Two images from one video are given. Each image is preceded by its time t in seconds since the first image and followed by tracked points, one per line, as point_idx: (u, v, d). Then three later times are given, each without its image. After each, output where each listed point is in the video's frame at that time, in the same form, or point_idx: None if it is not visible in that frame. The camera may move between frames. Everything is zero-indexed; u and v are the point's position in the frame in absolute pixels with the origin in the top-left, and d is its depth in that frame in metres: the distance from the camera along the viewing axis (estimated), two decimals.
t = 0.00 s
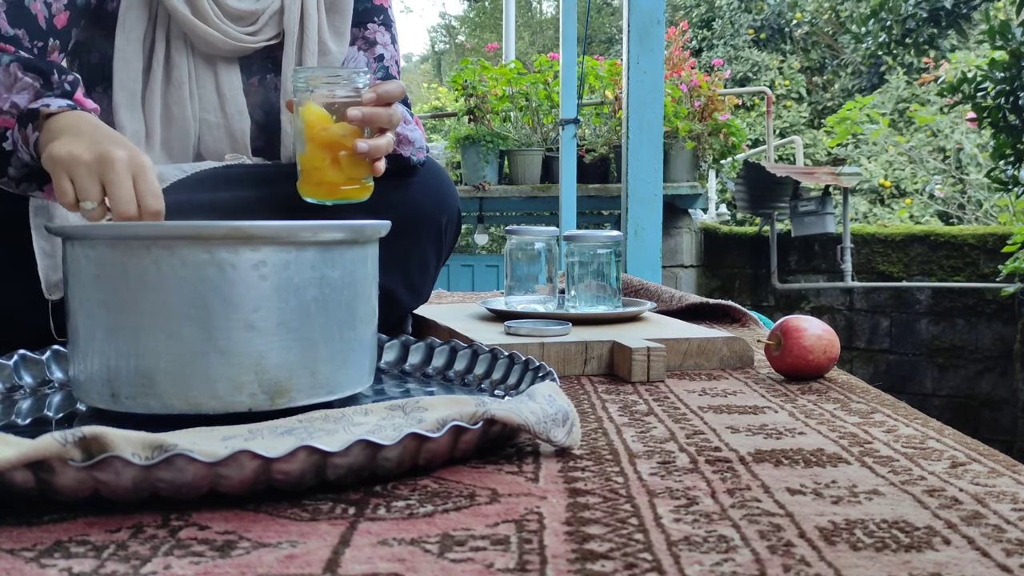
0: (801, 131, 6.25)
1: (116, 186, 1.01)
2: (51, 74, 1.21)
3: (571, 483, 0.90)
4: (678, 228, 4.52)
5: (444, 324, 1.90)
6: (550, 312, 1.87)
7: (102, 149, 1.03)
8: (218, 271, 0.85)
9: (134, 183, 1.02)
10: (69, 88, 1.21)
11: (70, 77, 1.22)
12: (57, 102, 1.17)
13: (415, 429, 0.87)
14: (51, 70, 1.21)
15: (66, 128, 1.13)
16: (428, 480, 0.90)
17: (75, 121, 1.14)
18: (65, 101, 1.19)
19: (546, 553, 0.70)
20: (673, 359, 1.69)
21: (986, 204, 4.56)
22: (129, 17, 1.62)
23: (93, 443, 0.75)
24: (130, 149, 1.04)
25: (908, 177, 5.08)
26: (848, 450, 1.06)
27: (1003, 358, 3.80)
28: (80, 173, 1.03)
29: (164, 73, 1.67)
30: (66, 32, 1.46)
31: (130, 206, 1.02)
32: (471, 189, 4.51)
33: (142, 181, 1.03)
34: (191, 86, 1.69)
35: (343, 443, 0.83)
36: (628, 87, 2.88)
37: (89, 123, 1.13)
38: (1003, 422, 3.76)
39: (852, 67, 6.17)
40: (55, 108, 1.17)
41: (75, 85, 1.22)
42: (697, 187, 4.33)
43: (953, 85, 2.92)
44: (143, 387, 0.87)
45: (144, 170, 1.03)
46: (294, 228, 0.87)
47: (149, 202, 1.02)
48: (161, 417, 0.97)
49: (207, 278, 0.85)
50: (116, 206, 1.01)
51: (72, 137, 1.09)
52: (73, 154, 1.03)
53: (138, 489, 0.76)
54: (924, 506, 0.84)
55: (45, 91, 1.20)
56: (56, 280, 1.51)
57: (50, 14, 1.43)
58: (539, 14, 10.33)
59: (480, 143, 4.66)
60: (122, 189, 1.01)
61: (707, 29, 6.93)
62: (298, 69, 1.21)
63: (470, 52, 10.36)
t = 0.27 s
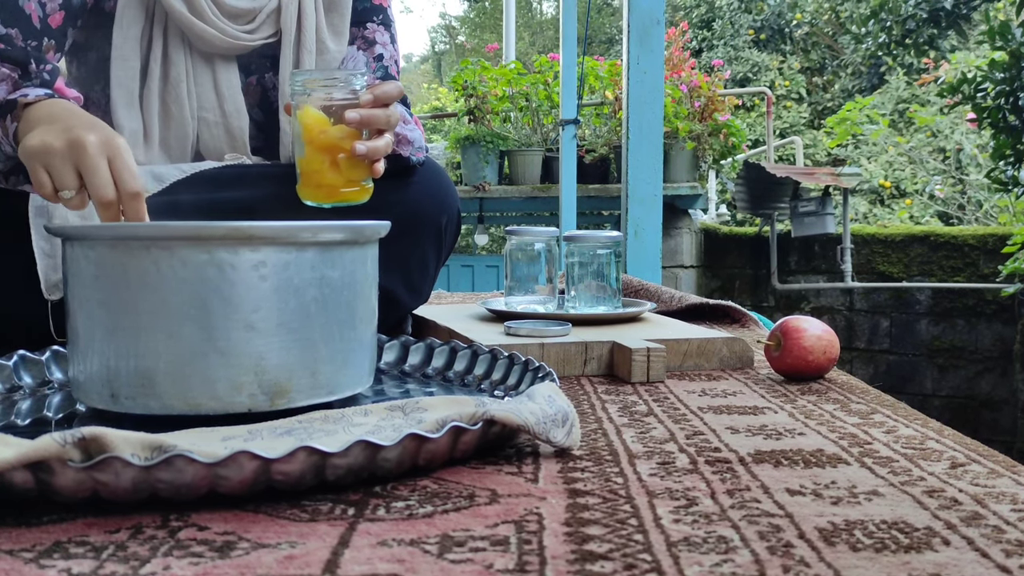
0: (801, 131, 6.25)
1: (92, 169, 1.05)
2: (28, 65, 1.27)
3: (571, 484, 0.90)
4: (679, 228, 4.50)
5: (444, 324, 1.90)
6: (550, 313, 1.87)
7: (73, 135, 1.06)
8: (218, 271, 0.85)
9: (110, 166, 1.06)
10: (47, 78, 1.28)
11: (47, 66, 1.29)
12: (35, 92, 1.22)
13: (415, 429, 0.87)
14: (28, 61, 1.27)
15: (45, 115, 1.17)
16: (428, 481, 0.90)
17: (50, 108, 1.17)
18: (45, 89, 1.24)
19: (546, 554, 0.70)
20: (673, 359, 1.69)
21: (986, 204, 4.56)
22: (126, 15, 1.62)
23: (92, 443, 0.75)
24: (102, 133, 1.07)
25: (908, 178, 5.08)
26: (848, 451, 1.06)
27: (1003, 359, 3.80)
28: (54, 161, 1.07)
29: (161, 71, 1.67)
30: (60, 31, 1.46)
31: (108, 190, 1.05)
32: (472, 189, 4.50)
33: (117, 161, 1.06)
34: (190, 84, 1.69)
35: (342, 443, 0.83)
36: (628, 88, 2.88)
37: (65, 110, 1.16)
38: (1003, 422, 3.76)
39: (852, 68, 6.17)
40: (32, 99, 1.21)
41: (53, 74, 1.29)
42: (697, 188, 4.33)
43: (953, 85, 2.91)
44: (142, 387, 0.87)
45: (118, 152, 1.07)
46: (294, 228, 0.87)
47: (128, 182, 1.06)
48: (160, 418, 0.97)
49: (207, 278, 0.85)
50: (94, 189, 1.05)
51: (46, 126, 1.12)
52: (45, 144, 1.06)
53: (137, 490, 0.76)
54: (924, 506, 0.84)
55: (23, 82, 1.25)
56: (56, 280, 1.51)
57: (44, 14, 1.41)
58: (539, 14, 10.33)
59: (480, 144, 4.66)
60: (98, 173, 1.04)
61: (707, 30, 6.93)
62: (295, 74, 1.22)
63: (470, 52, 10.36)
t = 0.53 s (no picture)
0: (800, 132, 6.25)
1: (72, 163, 1.04)
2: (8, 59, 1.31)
3: (570, 484, 0.90)
4: (679, 229, 4.50)
5: (444, 325, 1.90)
6: (549, 313, 1.87)
7: (49, 129, 1.06)
8: (218, 271, 0.85)
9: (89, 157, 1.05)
10: (27, 68, 1.30)
11: (27, 59, 1.31)
12: (14, 85, 1.21)
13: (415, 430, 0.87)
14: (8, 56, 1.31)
15: (24, 104, 1.16)
16: (428, 481, 0.90)
17: (26, 96, 1.17)
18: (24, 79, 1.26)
19: (545, 554, 0.70)
20: (673, 360, 1.69)
21: (986, 205, 4.56)
22: (125, 15, 1.64)
23: (92, 444, 0.75)
24: (76, 124, 1.06)
25: (907, 178, 5.09)
26: (848, 452, 1.06)
27: (1003, 359, 3.80)
28: (32, 158, 1.07)
29: (161, 71, 1.68)
30: (54, 33, 1.49)
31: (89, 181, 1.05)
32: (471, 189, 4.50)
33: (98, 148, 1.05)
34: (189, 83, 1.69)
35: (342, 443, 0.83)
36: (628, 88, 2.88)
37: (42, 100, 1.15)
38: (1003, 423, 3.76)
39: (852, 68, 6.17)
40: (10, 91, 1.20)
41: (33, 65, 1.31)
42: (697, 188, 4.33)
43: (953, 86, 2.91)
44: (142, 388, 0.87)
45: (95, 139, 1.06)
46: (294, 228, 0.87)
47: (108, 169, 1.04)
48: (160, 418, 0.97)
49: (207, 278, 0.85)
50: (76, 180, 1.05)
51: (22, 119, 1.11)
52: (23, 141, 1.06)
53: (137, 491, 0.76)
54: (924, 507, 0.84)
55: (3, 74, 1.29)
56: (56, 281, 1.51)
57: (38, 17, 1.44)
58: (539, 15, 10.33)
59: (480, 145, 4.65)
60: (78, 165, 1.04)
61: (707, 30, 6.93)
62: (297, 75, 1.22)
63: (470, 53, 10.35)
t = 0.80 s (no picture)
0: (800, 133, 6.25)
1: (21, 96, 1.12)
2: None
3: (570, 485, 0.90)
4: (678, 229, 4.50)
5: (444, 325, 1.90)
6: (549, 314, 1.87)
7: None
8: (218, 272, 0.85)
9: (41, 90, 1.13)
10: None
11: None
12: None
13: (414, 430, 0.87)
14: None
15: None
16: (428, 482, 0.90)
17: None
18: None
19: (545, 555, 0.70)
20: (673, 360, 1.69)
21: (986, 206, 4.56)
22: (124, 15, 1.66)
23: (91, 444, 0.75)
24: (22, 61, 1.12)
25: (907, 179, 5.09)
26: (847, 452, 1.06)
27: (1003, 360, 3.80)
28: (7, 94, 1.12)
29: (160, 70, 1.69)
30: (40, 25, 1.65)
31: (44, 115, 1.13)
32: (471, 190, 4.51)
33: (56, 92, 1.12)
34: (188, 83, 1.69)
35: (342, 444, 0.83)
36: (628, 89, 2.88)
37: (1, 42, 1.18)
38: (1003, 424, 3.76)
39: (852, 70, 6.17)
40: None
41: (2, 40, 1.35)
42: (697, 189, 4.33)
43: (952, 87, 2.91)
44: (142, 389, 0.87)
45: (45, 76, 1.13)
46: (294, 229, 0.87)
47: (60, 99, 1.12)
48: (160, 419, 0.97)
49: (206, 279, 0.85)
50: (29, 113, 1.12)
51: None
52: None
53: (136, 491, 0.76)
54: (923, 508, 0.84)
55: None
56: (55, 282, 1.51)
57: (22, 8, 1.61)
58: (539, 16, 10.34)
59: (480, 145, 4.65)
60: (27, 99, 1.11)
61: (707, 31, 6.93)
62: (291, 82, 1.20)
63: (470, 54, 10.36)
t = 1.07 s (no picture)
0: (800, 134, 6.25)
1: None
2: None
3: (570, 486, 0.90)
4: (678, 230, 4.51)
5: (444, 326, 1.90)
6: (549, 315, 1.87)
7: None
8: (217, 273, 0.85)
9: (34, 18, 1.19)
10: None
11: None
12: None
13: (414, 431, 0.87)
14: None
15: None
16: (427, 483, 0.90)
17: None
18: None
19: (544, 556, 0.70)
20: (673, 361, 1.69)
21: (986, 207, 4.56)
22: (123, 15, 1.67)
23: (91, 445, 0.74)
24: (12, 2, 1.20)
25: (907, 180, 5.09)
26: (847, 453, 1.06)
27: (1002, 361, 3.80)
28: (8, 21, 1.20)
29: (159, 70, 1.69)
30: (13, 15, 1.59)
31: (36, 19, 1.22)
32: (471, 191, 4.51)
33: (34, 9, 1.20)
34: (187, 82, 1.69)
35: (341, 445, 0.83)
36: (628, 90, 2.87)
37: None
38: (1003, 424, 3.76)
39: (852, 70, 6.18)
40: None
41: None
42: (697, 190, 4.32)
43: (952, 88, 2.90)
44: (142, 390, 0.87)
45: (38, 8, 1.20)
46: (293, 230, 0.87)
47: None
48: (159, 420, 0.97)
49: (206, 280, 0.85)
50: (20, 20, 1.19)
51: None
52: None
53: (136, 492, 0.76)
54: (923, 509, 0.84)
55: None
56: (55, 283, 1.51)
57: None
58: (539, 17, 10.35)
59: (480, 146, 4.65)
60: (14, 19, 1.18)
61: (707, 32, 6.94)
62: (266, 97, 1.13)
63: (470, 55, 10.37)
